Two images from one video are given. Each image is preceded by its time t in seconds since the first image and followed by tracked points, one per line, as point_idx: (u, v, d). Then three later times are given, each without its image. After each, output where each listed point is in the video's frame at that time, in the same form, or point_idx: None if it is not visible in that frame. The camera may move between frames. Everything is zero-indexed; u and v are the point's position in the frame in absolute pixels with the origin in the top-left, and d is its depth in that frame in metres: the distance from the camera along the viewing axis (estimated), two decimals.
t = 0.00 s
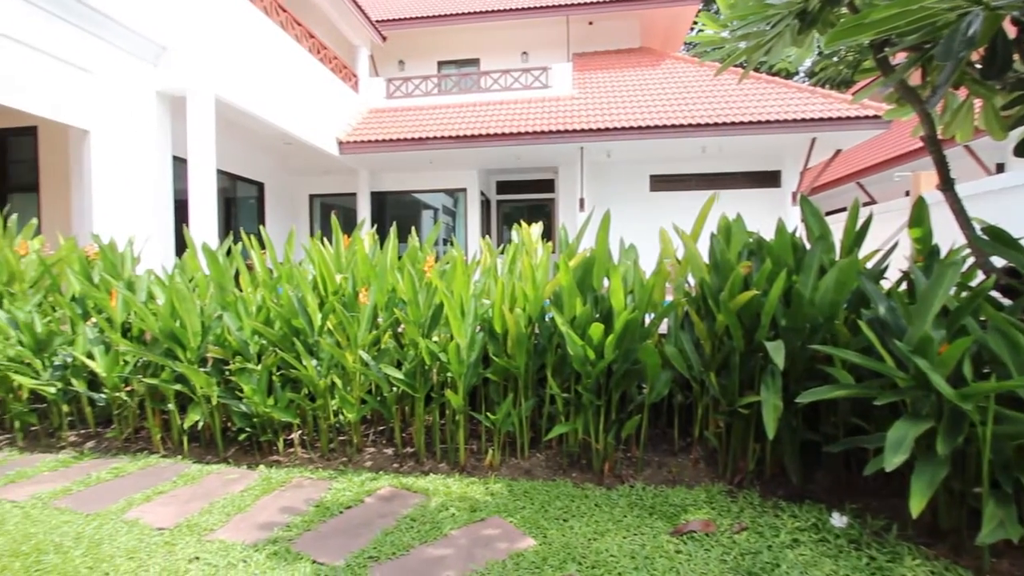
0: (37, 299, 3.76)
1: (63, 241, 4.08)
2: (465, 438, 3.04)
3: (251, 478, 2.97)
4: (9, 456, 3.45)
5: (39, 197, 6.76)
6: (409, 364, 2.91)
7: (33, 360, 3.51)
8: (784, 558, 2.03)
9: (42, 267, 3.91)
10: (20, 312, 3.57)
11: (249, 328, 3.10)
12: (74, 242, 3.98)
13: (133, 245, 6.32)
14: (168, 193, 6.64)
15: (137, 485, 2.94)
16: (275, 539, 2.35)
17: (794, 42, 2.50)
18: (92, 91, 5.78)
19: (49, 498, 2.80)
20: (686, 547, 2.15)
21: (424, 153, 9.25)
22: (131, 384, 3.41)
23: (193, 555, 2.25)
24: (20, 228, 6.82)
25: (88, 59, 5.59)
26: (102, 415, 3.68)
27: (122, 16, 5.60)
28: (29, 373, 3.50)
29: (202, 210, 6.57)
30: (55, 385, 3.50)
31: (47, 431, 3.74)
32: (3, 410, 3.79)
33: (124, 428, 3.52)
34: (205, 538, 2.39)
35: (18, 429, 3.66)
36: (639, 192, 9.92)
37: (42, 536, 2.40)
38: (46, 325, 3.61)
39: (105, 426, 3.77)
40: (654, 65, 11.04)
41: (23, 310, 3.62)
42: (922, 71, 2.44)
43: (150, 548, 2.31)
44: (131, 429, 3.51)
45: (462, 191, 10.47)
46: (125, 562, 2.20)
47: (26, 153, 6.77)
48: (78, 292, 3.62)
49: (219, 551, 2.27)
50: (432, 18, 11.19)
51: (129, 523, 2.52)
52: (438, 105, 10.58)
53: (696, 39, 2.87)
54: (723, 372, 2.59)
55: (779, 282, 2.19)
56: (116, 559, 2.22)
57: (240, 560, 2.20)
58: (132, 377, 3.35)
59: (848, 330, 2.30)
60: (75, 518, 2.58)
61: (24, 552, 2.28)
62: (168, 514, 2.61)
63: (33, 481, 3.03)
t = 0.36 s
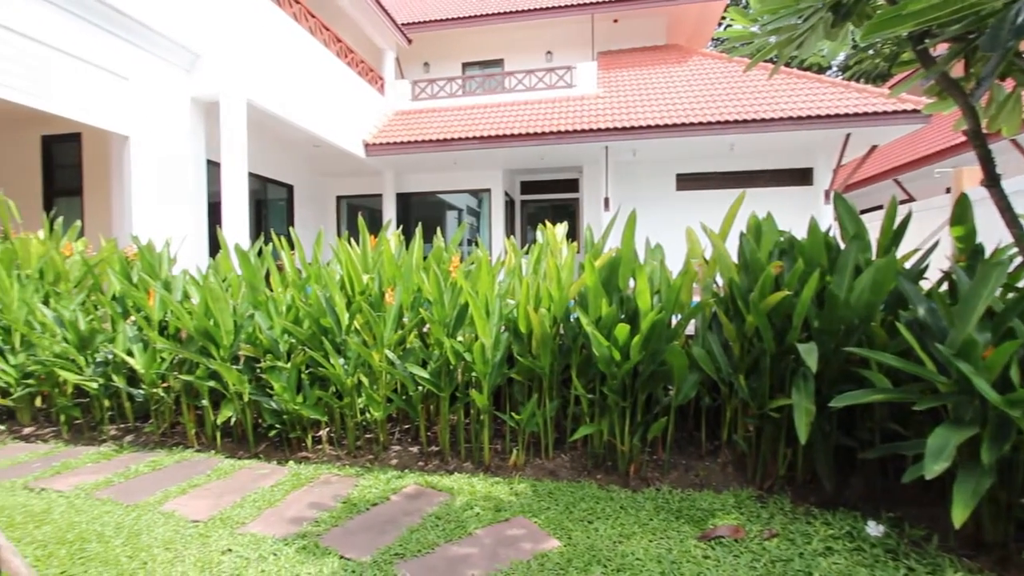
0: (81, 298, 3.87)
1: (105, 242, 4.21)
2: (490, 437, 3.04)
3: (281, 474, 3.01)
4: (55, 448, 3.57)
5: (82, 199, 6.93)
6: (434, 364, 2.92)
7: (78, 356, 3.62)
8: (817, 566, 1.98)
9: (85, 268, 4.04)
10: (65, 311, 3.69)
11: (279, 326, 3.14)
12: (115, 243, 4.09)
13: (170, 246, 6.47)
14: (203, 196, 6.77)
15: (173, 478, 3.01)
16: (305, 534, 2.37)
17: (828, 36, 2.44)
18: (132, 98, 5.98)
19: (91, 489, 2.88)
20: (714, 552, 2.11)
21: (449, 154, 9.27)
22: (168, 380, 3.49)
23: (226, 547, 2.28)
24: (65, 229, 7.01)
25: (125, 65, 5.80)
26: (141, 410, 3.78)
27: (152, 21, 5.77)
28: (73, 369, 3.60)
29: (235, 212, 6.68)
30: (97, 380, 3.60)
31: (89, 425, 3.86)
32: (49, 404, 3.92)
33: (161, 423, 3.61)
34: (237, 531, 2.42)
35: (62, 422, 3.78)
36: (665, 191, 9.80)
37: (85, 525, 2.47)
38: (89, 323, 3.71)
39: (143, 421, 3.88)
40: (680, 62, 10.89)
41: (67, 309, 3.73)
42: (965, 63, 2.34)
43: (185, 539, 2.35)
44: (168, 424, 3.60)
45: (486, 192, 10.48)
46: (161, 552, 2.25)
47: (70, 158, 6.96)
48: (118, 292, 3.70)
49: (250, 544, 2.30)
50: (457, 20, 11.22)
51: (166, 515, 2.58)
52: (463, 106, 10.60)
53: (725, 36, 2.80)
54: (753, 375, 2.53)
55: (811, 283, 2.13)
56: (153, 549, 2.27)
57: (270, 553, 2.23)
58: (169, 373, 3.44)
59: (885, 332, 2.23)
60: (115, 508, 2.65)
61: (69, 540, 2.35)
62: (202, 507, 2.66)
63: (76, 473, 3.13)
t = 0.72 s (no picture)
0: (119, 298, 3.96)
1: (141, 243, 4.29)
2: (513, 438, 3.03)
3: (308, 470, 3.04)
4: (95, 441, 3.67)
5: (120, 202, 7.09)
6: (458, 363, 2.93)
7: (116, 353, 3.71)
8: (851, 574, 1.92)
9: (123, 268, 4.12)
10: (105, 309, 3.78)
11: (307, 325, 3.18)
12: (151, 244, 4.18)
13: (203, 247, 6.61)
14: (234, 198, 6.89)
15: (205, 472, 3.06)
16: (332, 529, 2.38)
17: (861, 29, 2.37)
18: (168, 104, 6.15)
19: (130, 481, 2.95)
20: (742, 558, 2.06)
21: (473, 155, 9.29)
22: (201, 377, 3.55)
23: (255, 541, 2.31)
24: (105, 231, 7.19)
25: (158, 72, 5.97)
26: (175, 405, 3.86)
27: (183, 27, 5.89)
28: (112, 365, 3.70)
29: (264, 213, 6.77)
30: (134, 376, 3.67)
31: (127, 419, 3.95)
32: (89, 398, 4.02)
33: (194, 419, 3.68)
34: (266, 525, 2.45)
35: (102, 416, 3.88)
36: (691, 189, 9.68)
37: (123, 516, 2.53)
38: (127, 322, 3.79)
39: (178, 416, 3.96)
40: (706, 58, 10.73)
41: (105, 308, 3.82)
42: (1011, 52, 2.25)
43: (217, 532, 2.38)
44: (200, 420, 3.67)
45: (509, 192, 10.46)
46: (194, 544, 2.28)
47: (109, 163, 7.14)
48: (154, 292, 3.78)
49: (279, 538, 2.32)
50: (481, 21, 11.24)
51: (198, 508, 2.62)
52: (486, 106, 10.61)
53: (755, 31, 2.75)
54: (783, 377, 2.47)
55: (845, 283, 2.07)
56: (187, 540, 2.31)
57: (299, 547, 2.25)
58: (202, 370, 3.49)
59: (922, 334, 2.15)
60: (151, 500, 2.71)
61: (108, 530, 2.41)
62: (233, 501, 2.70)
63: (115, 465, 3.21)
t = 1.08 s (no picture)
0: (156, 297, 4.05)
1: (178, 245, 4.38)
2: (537, 438, 3.01)
3: (336, 467, 3.07)
4: (133, 435, 3.77)
5: (157, 206, 7.23)
6: (482, 363, 2.92)
7: (153, 350, 3.79)
8: None
9: (160, 268, 4.20)
10: (143, 308, 3.87)
11: (335, 325, 3.21)
12: (186, 245, 4.26)
13: (234, 247, 6.74)
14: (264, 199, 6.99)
15: (237, 467, 3.11)
16: (359, 525, 2.39)
17: (898, 20, 2.29)
18: (203, 110, 6.26)
19: (166, 474, 3.01)
20: (772, 565, 2.00)
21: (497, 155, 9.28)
22: (233, 374, 3.60)
23: (285, 535, 2.33)
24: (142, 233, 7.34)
25: (193, 78, 6.08)
26: (209, 401, 3.93)
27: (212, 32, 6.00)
28: (149, 362, 3.77)
29: (293, 213, 6.86)
30: (170, 373, 3.76)
31: (163, 414, 4.05)
32: (128, 393, 4.13)
33: (227, 414, 3.74)
34: (295, 520, 2.48)
35: (140, 411, 3.98)
36: (718, 188, 9.53)
37: (160, 507, 2.59)
38: (163, 320, 3.88)
39: (211, 412, 4.04)
40: (733, 55, 10.55)
41: (144, 307, 3.92)
42: None
43: (249, 525, 2.42)
44: (232, 416, 3.73)
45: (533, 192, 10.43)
46: (227, 536, 2.32)
47: (147, 168, 7.28)
48: (189, 291, 3.85)
49: (308, 533, 2.34)
50: (505, 21, 11.24)
51: (231, 501, 2.66)
52: (510, 107, 10.60)
53: (786, 24, 2.69)
54: (815, 380, 2.41)
55: (881, 284, 2.01)
56: (220, 533, 2.35)
57: (327, 542, 2.26)
58: (234, 368, 3.54)
59: (964, 337, 2.08)
60: (186, 493, 2.76)
61: (147, 521, 2.46)
62: (265, 495, 2.73)
63: (153, 458, 3.28)
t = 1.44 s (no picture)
0: (192, 296, 4.11)
1: (213, 246, 4.45)
2: (563, 439, 2.99)
3: (363, 464, 3.08)
4: (170, 430, 3.86)
5: (193, 208, 7.36)
6: (507, 362, 2.91)
7: (189, 348, 3.86)
8: None
9: (196, 268, 4.26)
10: (179, 306, 3.94)
11: (362, 324, 3.23)
12: (220, 245, 4.34)
13: (265, 248, 6.85)
14: (293, 200, 7.09)
15: (268, 462, 3.15)
16: (385, 522, 2.40)
17: (939, 9, 2.20)
18: (235, 114, 6.36)
19: (201, 468, 3.07)
20: (805, 573, 1.94)
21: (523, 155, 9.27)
22: (264, 372, 3.65)
23: (314, 529, 2.35)
24: (179, 235, 7.48)
25: (226, 83, 6.19)
26: (242, 398, 3.99)
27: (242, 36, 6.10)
28: (185, 359, 3.85)
29: (321, 214, 6.94)
30: (205, 369, 3.84)
31: (199, 410, 4.14)
32: (165, 389, 4.23)
33: (259, 411, 3.80)
34: (324, 515, 2.49)
35: (176, 406, 4.08)
36: (748, 186, 9.37)
37: (195, 500, 2.64)
38: (199, 319, 3.96)
39: (243, 408, 4.11)
40: (763, 50, 10.35)
41: (180, 305, 4.00)
42: None
43: (279, 520, 2.45)
44: (264, 412, 3.79)
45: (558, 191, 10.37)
46: (258, 529, 2.36)
47: (184, 171, 7.42)
48: (223, 290, 3.91)
49: (336, 528, 2.36)
50: (531, 20, 11.20)
51: (262, 496, 2.69)
52: (536, 106, 10.57)
53: (819, 17, 2.61)
54: (851, 384, 2.34)
55: (922, 285, 1.94)
56: (252, 526, 2.39)
57: (354, 538, 2.27)
58: (265, 365, 3.59)
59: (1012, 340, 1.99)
60: (220, 486, 2.80)
61: (183, 512, 2.51)
62: (294, 490, 2.76)
63: (188, 452, 3.35)
